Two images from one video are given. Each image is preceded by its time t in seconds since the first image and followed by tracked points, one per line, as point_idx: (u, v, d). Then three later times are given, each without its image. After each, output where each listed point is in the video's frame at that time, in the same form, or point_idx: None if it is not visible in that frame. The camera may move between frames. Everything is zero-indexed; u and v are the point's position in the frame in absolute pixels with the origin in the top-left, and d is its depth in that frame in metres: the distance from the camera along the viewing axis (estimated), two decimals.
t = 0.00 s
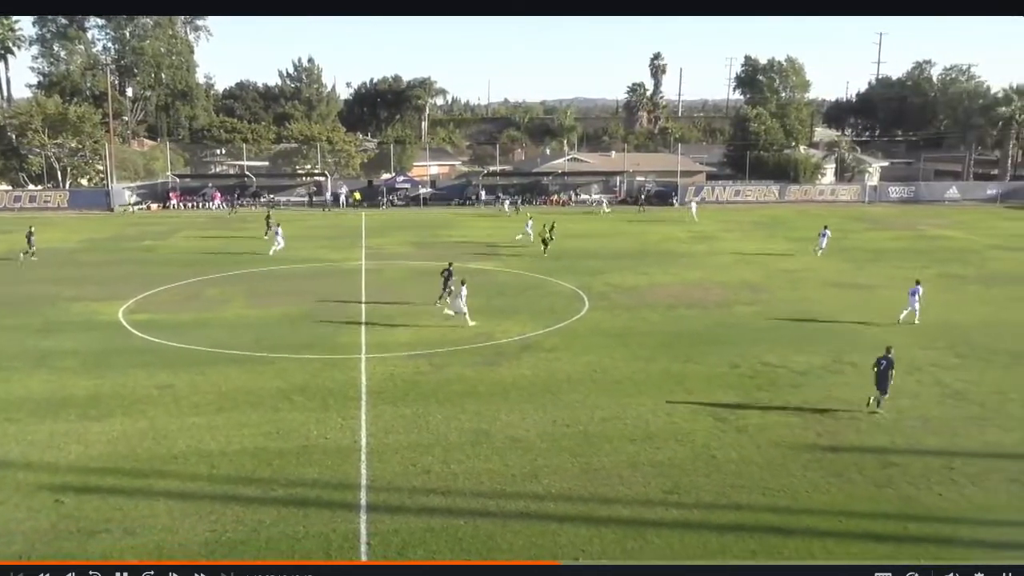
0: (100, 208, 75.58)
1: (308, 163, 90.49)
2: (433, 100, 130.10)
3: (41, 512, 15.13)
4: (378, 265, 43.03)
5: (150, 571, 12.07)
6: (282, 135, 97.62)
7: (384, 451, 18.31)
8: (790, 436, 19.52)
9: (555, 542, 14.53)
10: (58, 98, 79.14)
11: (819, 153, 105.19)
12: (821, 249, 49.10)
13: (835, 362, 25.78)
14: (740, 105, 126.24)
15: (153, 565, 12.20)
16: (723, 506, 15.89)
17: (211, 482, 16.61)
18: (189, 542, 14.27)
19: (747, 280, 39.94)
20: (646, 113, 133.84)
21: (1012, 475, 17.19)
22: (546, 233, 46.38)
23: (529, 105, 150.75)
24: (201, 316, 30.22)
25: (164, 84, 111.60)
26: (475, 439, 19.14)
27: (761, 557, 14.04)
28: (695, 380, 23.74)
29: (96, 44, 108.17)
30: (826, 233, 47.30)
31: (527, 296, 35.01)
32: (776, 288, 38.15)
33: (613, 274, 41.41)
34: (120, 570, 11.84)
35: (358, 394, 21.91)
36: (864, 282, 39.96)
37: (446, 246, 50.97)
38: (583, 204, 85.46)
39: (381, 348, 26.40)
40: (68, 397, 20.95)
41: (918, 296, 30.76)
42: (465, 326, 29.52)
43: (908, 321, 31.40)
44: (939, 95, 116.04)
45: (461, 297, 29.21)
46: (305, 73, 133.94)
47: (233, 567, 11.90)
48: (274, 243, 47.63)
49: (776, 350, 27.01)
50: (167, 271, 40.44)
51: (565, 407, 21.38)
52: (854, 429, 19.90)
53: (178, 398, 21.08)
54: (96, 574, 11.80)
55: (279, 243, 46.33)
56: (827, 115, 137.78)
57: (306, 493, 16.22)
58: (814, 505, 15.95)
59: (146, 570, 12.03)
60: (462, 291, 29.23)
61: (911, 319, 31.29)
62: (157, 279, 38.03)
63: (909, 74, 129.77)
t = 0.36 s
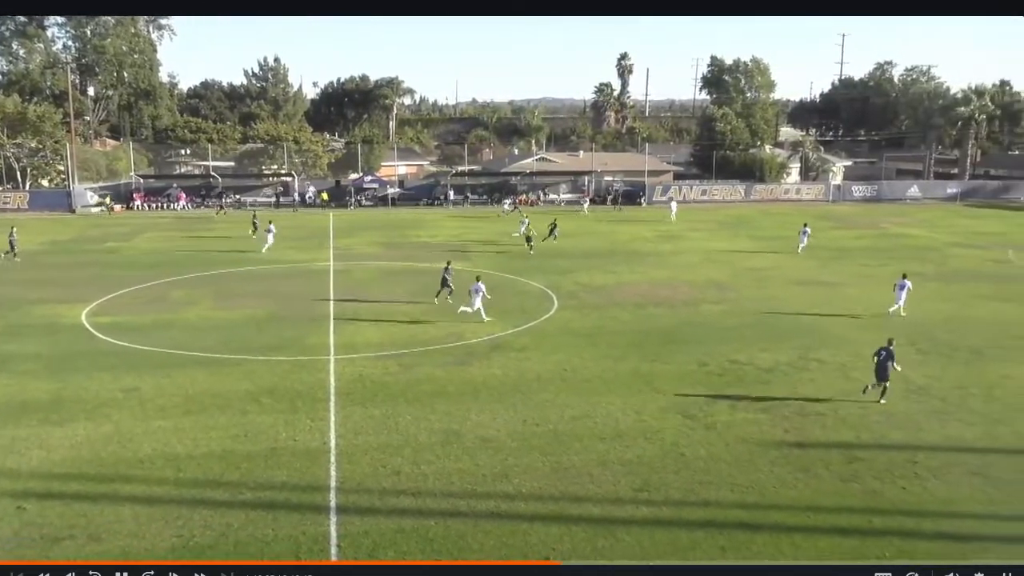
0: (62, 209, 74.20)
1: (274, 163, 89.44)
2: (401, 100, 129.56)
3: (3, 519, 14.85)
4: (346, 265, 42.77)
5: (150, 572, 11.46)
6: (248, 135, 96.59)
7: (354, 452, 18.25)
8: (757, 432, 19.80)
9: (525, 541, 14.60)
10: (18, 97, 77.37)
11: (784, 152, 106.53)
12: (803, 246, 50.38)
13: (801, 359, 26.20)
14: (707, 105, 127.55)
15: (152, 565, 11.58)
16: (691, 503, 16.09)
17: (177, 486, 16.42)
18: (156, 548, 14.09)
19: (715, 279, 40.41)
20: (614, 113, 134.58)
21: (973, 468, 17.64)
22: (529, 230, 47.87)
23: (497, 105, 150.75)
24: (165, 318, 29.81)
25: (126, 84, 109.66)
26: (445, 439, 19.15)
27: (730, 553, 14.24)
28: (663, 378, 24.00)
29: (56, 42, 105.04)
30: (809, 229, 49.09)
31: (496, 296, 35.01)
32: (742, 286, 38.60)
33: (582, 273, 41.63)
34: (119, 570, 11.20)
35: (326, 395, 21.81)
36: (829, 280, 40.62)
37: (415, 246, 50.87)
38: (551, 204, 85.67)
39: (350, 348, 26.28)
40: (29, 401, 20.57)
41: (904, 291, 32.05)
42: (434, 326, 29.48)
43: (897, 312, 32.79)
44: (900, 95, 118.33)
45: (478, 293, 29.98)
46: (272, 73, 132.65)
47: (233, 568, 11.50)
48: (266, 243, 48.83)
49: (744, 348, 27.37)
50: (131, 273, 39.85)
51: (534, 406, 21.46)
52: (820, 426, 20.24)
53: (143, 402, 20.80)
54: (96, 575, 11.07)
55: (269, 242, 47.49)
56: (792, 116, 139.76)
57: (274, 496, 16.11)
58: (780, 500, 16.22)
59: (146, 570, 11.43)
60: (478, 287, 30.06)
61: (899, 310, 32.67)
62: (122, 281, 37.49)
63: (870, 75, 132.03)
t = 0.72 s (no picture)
0: (14, 210, 72.45)
1: (233, 163, 88.36)
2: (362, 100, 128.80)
3: None
4: (308, 266, 42.41)
5: (149, 571, 11.84)
6: (206, 136, 95.33)
7: (317, 455, 18.15)
8: (719, 429, 20.11)
9: (491, 541, 14.66)
10: None
11: (744, 152, 108.03)
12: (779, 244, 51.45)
13: (761, 356, 26.67)
14: (667, 105, 128.91)
15: (151, 566, 11.96)
16: (655, 501, 16.29)
17: (136, 492, 16.18)
18: (114, 555, 13.85)
19: (676, 278, 40.91)
20: (576, 113, 135.25)
21: (927, 461, 18.13)
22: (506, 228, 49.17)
23: (459, 105, 150.49)
24: (123, 321, 29.29)
25: (80, 82, 107.09)
26: (409, 440, 19.14)
27: (694, 549, 14.46)
28: (626, 376, 24.26)
29: (5, 39, 101.63)
30: (784, 228, 50.57)
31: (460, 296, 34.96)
32: (703, 285, 39.06)
33: (546, 273, 41.81)
34: (120, 570, 11.53)
35: (289, 398, 21.64)
36: (788, 278, 41.32)
37: (378, 246, 50.64)
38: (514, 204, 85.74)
39: (313, 350, 26.08)
40: None
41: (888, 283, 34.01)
42: (397, 327, 29.40)
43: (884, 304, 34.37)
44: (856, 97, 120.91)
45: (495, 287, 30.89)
46: (230, 72, 130.91)
47: (231, 567, 11.59)
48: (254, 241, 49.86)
49: (706, 346, 27.77)
50: (87, 275, 39.04)
51: (498, 406, 21.53)
52: (780, 422, 20.62)
53: (101, 407, 20.43)
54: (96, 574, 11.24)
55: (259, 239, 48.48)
56: (751, 116, 141.97)
57: (236, 500, 15.95)
58: (741, 496, 16.51)
59: (146, 570, 11.81)
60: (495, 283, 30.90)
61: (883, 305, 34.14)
62: (78, 283, 36.76)
63: (826, 76, 134.26)
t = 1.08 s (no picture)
0: None
1: (195, 164, 87.17)
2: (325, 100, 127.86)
3: None
4: (272, 268, 42.00)
5: (150, 573, 12.36)
6: (167, 136, 93.94)
7: (284, 457, 18.04)
8: (683, 427, 20.37)
9: (459, 541, 14.71)
10: None
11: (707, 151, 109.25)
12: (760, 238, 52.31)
13: (725, 353, 27.06)
14: (632, 105, 129.85)
15: (151, 566, 12.48)
16: (622, 498, 16.48)
17: (97, 498, 15.94)
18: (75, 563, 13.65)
19: (641, 276, 41.28)
20: (540, 113, 135.58)
21: (887, 455, 18.58)
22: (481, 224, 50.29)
23: (424, 105, 150.01)
24: (81, 325, 28.75)
25: (35, 81, 103.88)
26: (376, 441, 19.09)
27: (661, 546, 14.66)
28: (593, 375, 24.45)
29: None
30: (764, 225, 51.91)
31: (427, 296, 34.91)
32: (669, 283, 39.45)
33: (513, 272, 41.90)
34: (119, 571, 12.21)
35: (255, 400, 21.45)
36: (752, 276, 41.93)
37: (343, 247, 50.33)
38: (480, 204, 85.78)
39: (278, 352, 25.86)
40: None
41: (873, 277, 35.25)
42: (363, 328, 29.29)
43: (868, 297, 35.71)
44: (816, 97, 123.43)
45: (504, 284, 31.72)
46: (191, 71, 129.00)
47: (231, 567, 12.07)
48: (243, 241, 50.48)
49: (671, 344, 28.09)
50: (44, 278, 38.22)
51: (465, 406, 21.57)
52: (744, 418, 20.95)
53: (60, 411, 20.07)
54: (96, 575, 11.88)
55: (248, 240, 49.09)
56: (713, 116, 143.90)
57: (201, 505, 15.80)
58: (707, 492, 16.76)
59: (146, 572, 12.36)
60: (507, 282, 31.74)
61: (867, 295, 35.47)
62: (36, 286, 36.02)
63: (787, 76, 136.28)
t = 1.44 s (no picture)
0: None
1: (159, 164, 86.09)
2: (291, 99, 126.80)
3: None
4: (239, 268, 41.61)
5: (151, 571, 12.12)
6: (130, 137, 92.59)
7: (252, 460, 17.91)
8: (653, 425, 20.57)
9: (430, 542, 14.73)
10: None
11: (674, 151, 110.30)
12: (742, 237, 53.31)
13: (694, 351, 27.38)
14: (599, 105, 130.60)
15: (154, 564, 12.25)
16: (592, 496, 16.61)
17: (62, 504, 15.69)
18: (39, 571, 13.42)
19: (610, 275, 41.58)
20: (508, 112, 135.79)
21: (853, 450, 18.95)
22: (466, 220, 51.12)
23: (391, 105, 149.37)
24: (42, 328, 28.22)
25: None
26: (345, 443, 19.01)
27: (631, 543, 14.82)
28: (563, 374, 24.60)
29: None
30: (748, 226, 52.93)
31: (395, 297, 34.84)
32: (637, 282, 39.78)
33: (482, 272, 41.95)
34: (122, 570, 11.99)
35: (222, 403, 21.26)
36: (719, 274, 42.44)
37: (310, 248, 50.03)
38: (448, 204, 85.69)
39: (245, 354, 25.64)
40: None
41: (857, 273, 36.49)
42: (332, 329, 29.17)
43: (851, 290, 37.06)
44: (782, 97, 125.68)
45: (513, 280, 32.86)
46: (154, 70, 127.07)
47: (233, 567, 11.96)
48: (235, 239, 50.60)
49: (640, 342, 28.34)
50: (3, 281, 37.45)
51: (435, 407, 21.57)
52: (712, 416, 21.23)
53: (21, 417, 19.72)
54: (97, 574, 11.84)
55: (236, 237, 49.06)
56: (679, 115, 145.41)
57: (168, 510, 15.63)
58: (676, 490, 16.96)
59: (148, 570, 12.11)
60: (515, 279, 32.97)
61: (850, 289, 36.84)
62: None
63: (752, 76, 137.90)
